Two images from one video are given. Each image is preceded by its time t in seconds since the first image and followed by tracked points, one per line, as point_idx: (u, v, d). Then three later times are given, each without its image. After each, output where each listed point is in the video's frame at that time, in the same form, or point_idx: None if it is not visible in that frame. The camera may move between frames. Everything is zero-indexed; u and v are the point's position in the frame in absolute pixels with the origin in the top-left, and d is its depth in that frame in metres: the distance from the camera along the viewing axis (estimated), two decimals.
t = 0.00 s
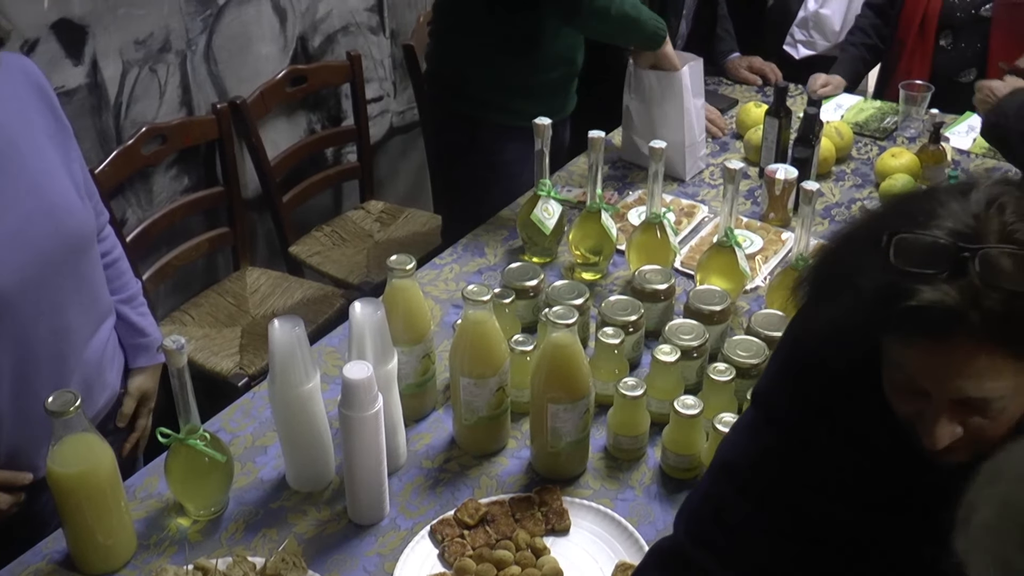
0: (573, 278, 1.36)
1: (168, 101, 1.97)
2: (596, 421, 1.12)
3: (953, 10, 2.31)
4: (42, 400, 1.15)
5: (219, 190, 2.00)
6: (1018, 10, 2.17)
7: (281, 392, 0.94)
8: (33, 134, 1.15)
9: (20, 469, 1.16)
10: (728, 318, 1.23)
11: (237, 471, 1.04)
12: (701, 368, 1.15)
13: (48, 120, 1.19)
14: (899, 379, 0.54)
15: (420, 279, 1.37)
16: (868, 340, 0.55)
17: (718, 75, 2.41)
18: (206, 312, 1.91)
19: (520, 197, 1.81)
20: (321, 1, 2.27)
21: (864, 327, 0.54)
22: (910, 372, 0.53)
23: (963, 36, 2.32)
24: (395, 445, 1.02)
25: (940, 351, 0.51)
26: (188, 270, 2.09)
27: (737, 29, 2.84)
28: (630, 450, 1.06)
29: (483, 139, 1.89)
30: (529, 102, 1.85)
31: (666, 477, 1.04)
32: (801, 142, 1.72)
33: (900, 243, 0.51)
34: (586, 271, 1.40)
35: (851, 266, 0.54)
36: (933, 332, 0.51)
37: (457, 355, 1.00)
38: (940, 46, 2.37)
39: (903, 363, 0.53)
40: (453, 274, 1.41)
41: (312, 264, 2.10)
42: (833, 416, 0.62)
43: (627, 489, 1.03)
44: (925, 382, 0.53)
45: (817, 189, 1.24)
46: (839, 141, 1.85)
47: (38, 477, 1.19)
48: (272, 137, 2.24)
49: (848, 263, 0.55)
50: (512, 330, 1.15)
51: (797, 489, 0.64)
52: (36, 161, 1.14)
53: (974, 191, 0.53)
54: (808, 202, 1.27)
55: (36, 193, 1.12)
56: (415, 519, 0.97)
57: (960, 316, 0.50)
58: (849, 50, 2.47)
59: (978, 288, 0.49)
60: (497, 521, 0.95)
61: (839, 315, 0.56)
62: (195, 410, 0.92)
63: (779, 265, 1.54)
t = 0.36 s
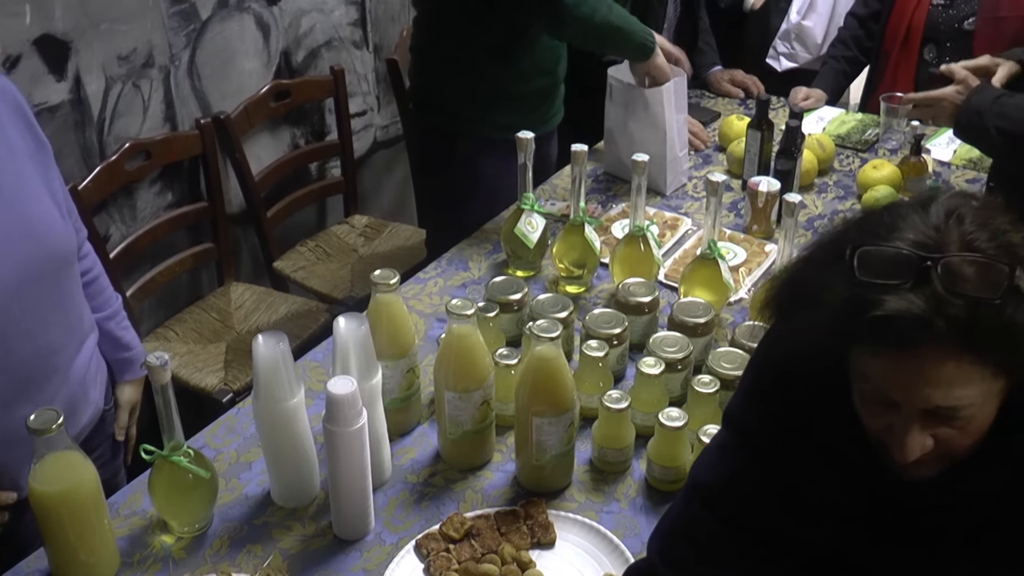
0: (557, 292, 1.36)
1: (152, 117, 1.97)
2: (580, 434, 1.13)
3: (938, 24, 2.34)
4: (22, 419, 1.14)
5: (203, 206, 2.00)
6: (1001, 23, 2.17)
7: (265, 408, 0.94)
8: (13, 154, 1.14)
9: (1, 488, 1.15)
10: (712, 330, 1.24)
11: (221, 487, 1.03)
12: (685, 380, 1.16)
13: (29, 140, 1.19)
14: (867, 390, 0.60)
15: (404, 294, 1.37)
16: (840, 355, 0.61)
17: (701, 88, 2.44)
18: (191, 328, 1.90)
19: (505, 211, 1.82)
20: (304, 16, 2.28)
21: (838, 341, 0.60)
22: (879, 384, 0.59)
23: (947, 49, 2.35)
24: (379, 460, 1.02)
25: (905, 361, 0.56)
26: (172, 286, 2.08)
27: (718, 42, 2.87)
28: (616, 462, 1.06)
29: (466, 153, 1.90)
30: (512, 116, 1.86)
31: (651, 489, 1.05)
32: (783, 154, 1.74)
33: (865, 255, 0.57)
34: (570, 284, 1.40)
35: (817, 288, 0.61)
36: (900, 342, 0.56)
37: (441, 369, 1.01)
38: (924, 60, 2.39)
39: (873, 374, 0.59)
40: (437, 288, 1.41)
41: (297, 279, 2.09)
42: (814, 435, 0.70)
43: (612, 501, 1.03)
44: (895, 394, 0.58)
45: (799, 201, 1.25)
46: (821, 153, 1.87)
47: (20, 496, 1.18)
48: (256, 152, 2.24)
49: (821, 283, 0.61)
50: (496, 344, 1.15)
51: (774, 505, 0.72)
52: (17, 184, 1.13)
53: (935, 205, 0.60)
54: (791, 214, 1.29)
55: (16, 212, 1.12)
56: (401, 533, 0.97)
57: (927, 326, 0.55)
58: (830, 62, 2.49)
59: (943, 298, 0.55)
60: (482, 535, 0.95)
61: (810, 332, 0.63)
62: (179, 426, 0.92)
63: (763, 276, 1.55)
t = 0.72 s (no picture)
0: (540, 304, 1.37)
1: (134, 131, 1.96)
2: (565, 447, 1.13)
3: (919, 39, 2.34)
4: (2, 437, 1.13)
5: (186, 221, 2.00)
6: (982, 37, 2.25)
7: (249, 423, 0.94)
8: None
9: None
10: (694, 342, 1.25)
11: (205, 503, 1.03)
12: (670, 392, 1.16)
13: (11, 156, 1.18)
14: (859, 397, 0.62)
15: (387, 307, 1.38)
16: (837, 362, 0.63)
17: (683, 101, 2.46)
18: (174, 344, 1.89)
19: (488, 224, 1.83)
20: (287, 30, 2.28)
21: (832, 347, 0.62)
22: (875, 392, 0.60)
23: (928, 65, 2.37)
24: (363, 474, 1.02)
25: (897, 370, 0.58)
26: (155, 302, 2.08)
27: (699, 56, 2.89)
28: (600, 475, 1.06)
29: (448, 166, 1.90)
30: (495, 129, 1.87)
31: (635, 501, 1.05)
32: (765, 166, 1.75)
33: (864, 262, 0.59)
34: (553, 297, 1.41)
35: (815, 294, 0.63)
36: (891, 349, 0.57)
37: (425, 383, 1.01)
38: (905, 75, 2.40)
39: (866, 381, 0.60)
40: (420, 302, 1.41)
41: (280, 294, 2.09)
42: (810, 447, 0.73)
43: (597, 513, 1.04)
44: (888, 401, 0.59)
45: (781, 212, 1.26)
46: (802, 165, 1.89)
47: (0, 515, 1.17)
48: (238, 167, 2.24)
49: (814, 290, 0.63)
50: (480, 357, 1.15)
51: (769, 512, 0.76)
52: None
53: (939, 215, 0.61)
54: (774, 226, 1.30)
55: None
56: (385, 547, 0.97)
57: (918, 335, 0.56)
58: (812, 74, 2.52)
59: (938, 305, 0.55)
60: (467, 548, 0.95)
61: (806, 337, 0.65)
62: (162, 442, 0.91)
63: (745, 288, 1.57)
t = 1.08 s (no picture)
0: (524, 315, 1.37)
1: (116, 145, 1.96)
2: (549, 458, 1.13)
3: (898, 48, 2.38)
4: None
5: (169, 234, 1.99)
6: (961, 47, 2.27)
7: (232, 437, 0.94)
8: None
9: None
10: (678, 352, 1.26)
11: (188, 518, 1.02)
12: (653, 402, 1.17)
13: None
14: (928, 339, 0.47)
15: (370, 320, 1.38)
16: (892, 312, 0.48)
17: (665, 112, 2.48)
18: (157, 358, 1.88)
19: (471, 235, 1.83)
20: (269, 43, 2.29)
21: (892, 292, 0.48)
22: (944, 325, 0.46)
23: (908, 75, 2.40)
24: (347, 487, 1.02)
25: (973, 295, 0.44)
26: (138, 316, 2.06)
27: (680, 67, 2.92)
28: (584, 485, 1.07)
29: (431, 178, 1.91)
30: (478, 140, 1.88)
31: (620, 511, 1.06)
32: (747, 176, 1.77)
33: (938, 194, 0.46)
34: (537, 308, 1.41)
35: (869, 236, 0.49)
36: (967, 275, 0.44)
37: (409, 395, 1.01)
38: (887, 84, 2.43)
39: (933, 313, 0.46)
40: (404, 314, 1.42)
41: (264, 307, 2.08)
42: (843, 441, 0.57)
43: (582, 524, 1.04)
44: (960, 333, 0.45)
45: (763, 222, 1.27)
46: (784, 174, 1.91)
47: None
48: (221, 180, 2.23)
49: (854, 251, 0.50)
50: (463, 368, 1.16)
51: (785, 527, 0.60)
52: None
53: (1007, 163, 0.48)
54: (756, 234, 1.30)
55: None
56: (370, 560, 0.97)
57: (1000, 258, 0.43)
58: (793, 84, 2.55)
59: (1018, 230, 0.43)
60: (451, 560, 0.95)
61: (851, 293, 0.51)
62: (145, 457, 0.91)
63: (728, 298, 1.58)
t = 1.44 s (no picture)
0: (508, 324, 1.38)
1: (99, 155, 1.95)
2: (534, 466, 1.14)
3: (879, 57, 2.39)
4: None
5: (153, 245, 1.99)
6: (940, 57, 2.30)
7: (216, 448, 0.94)
8: None
9: None
10: (662, 359, 1.26)
11: (172, 530, 1.02)
12: (638, 410, 1.17)
13: None
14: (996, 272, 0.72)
15: (355, 329, 1.38)
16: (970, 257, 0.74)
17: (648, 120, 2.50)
18: (141, 369, 1.87)
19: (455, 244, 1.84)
20: (252, 52, 2.29)
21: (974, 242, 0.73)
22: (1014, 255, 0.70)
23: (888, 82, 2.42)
24: (332, 497, 1.02)
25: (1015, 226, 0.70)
26: (122, 327, 2.05)
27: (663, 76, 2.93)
28: (570, 493, 1.07)
29: (414, 186, 1.91)
30: (460, 148, 1.89)
31: (606, 519, 1.06)
32: (730, 184, 1.78)
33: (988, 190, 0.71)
34: (521, 317, 1.42)
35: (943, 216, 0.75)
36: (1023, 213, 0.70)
37: (394, 404, 1.01)
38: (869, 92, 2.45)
39: (1007, 248, 0.71)
40: (389, 323, 1.42)
41: (248, 317, 2.08)
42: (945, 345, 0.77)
43: (567, 532, 1.04)
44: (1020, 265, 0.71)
45: (745, 229, 1.27)
46: (767, 181, 1.93)
47: None
48: (205, 190, 2.23)
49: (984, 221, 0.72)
50: (448, 377, 1.16)
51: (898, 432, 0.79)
52: None
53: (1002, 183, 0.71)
54: (739, 242, 1.30)
55: None
56: (355, 571, 0.97)
57: None
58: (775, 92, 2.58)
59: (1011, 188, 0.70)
60: (437, 569, 0.95)
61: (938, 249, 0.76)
62: (128, 469, 0.90)
63: (712, 305, 1.59)
